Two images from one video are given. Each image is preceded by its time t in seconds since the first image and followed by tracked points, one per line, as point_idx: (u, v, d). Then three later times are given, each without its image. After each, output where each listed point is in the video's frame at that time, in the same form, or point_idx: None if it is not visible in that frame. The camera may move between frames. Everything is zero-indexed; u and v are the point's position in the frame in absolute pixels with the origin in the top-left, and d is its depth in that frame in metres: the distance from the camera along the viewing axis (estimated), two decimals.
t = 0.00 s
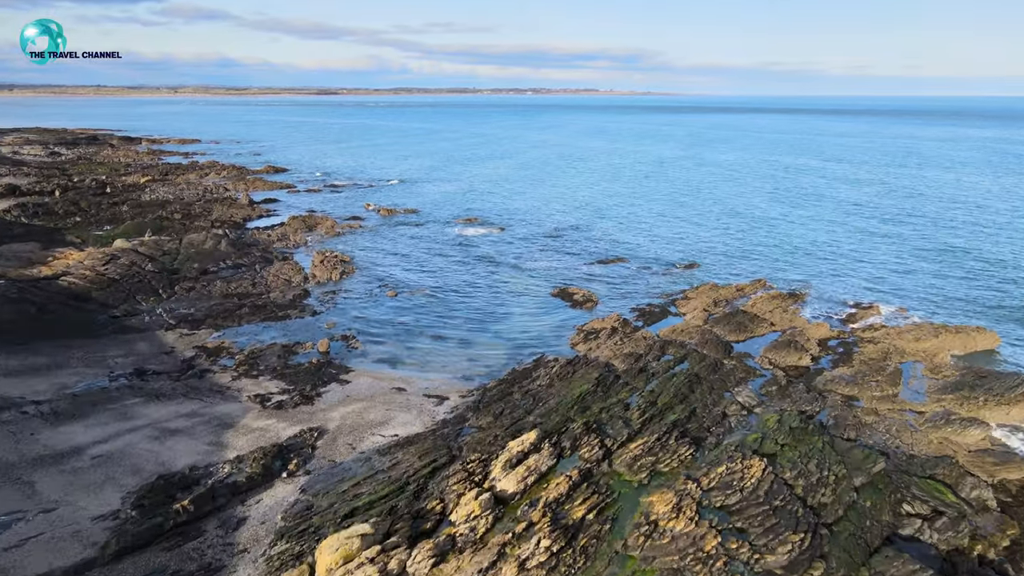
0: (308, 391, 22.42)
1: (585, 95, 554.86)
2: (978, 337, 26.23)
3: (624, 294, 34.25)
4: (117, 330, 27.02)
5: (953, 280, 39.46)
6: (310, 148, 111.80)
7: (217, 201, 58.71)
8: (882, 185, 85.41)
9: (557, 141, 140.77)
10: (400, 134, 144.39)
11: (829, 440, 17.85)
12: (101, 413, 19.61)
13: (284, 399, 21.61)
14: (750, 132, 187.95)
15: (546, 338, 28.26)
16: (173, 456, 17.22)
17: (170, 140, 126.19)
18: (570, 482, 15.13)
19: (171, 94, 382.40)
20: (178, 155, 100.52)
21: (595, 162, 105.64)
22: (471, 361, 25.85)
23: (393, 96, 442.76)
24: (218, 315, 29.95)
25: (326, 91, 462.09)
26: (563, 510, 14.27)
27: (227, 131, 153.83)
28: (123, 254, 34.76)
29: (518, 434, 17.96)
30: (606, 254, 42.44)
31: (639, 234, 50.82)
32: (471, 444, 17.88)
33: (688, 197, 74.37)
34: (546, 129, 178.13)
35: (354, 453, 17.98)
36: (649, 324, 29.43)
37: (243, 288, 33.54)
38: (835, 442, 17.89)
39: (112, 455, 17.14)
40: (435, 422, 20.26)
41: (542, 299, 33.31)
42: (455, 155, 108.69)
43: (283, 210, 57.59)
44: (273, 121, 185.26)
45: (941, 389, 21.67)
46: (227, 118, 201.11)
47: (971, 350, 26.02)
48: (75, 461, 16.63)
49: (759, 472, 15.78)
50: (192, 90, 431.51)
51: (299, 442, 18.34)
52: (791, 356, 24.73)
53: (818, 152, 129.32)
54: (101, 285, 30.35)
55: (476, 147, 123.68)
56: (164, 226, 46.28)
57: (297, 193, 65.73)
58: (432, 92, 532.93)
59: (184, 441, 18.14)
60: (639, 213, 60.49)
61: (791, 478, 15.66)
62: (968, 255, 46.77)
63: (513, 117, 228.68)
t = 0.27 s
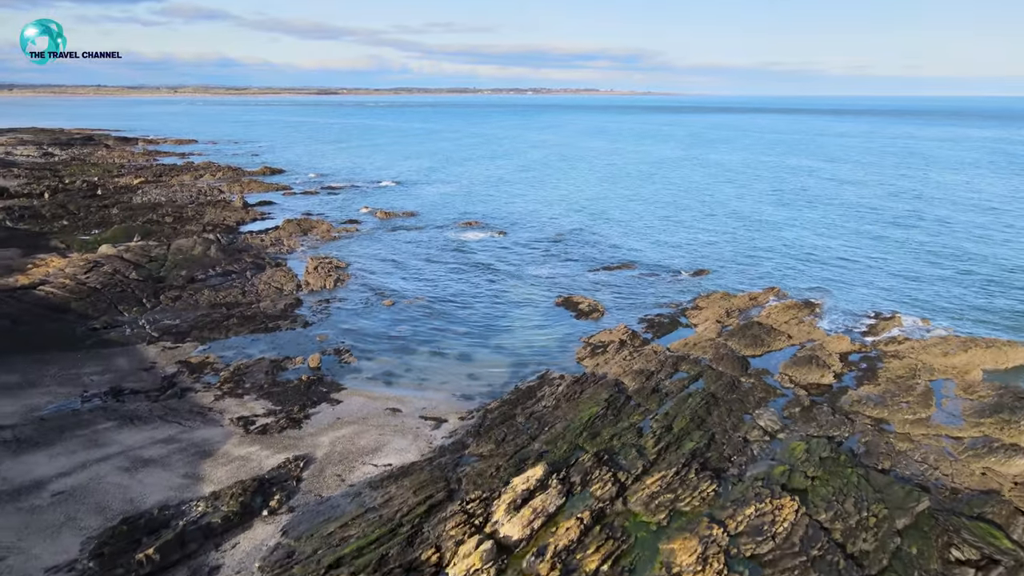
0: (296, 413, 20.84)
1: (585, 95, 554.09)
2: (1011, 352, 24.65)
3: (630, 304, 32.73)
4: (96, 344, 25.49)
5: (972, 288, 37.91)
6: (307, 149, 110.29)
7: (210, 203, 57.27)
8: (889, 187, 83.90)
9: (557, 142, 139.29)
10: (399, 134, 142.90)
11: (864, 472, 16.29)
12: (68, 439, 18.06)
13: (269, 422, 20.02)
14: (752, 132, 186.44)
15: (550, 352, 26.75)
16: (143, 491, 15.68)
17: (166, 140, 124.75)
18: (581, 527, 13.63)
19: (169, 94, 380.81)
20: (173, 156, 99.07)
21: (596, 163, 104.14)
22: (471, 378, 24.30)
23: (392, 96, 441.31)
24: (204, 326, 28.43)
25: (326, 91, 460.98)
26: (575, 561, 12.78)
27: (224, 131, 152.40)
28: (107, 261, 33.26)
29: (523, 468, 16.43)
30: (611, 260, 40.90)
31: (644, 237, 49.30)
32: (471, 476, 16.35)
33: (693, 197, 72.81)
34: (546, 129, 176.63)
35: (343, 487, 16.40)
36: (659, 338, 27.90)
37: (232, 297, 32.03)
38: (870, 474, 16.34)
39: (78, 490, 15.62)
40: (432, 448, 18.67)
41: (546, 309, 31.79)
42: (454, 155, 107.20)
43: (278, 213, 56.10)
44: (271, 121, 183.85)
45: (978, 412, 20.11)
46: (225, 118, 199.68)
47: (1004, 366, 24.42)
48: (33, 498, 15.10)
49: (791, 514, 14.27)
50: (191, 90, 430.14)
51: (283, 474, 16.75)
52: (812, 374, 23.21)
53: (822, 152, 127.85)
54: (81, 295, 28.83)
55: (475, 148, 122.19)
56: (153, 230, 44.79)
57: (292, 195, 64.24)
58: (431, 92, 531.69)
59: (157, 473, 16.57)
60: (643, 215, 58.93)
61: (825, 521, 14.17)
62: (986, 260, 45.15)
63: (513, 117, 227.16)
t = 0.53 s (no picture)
0: (282, 437, 19.28)
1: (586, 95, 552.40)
2: None
3: (639, 314, 31.15)
4: (71, 359, 23.94)
5: (994, 296, 36.38)
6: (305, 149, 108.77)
7: (202, 206, 55.73)
8: (898, 188, 82.28)
9: (558, 142, 137.74)
10: (398, 133, 141.34)
11: (907, 512, 14.77)
12: (29, 471, 16.50)
13: (252, 449, 18.46)
14: (755, 131, 184.84)
15: (556, 367, 25.17)
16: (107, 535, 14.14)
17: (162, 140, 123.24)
18: None
19: (169, 94, 379.39)
20: (169, 157, 97.57)
21: (598, 163, 102.58)
22: (472, 396, 22.74)
23: (392, 95, 439.78)
24: (189, 339, 26.87)
25: (326, 91, 459.45)
26: None
27: (222, 131, 150.94)
28: (89, 269, 31.72)
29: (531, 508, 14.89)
30: (617, 265, 39.35)
31: (650, 240, 47.72)
32: (471, 516, 14.80)
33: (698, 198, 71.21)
34: (547, 129, 175.11)
35: (330, 527, 14.78)
36: (671, 354, 26.32)
37: (220, 307, 30.47)
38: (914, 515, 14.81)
39: (36, 535, 14.06)
40: (429, 480, 17.07)
41: (550, 319, 30.22)
42: (454, 156, 105.65)
43: (273, 216, 54.58)
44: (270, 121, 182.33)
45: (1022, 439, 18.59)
46: (224, 117, 198.12)
47: None
48: None
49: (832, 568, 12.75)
50: (191, 89, 428.72)
51: (264, 513, 15.20)
52: (838, 394, 21.65)
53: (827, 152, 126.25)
54: (59, 305, 27.28)
55: (475, 148, 120.62)
56: (141, 235, 43.25)
57: (288, 197, 62.72)
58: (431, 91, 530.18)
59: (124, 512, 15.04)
60: (649, 217, 57.35)
61: None
62: (1004, 266, 43.63)
63: (514, 117, 225.55)
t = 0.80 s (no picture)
0: (266, 467, 17.67)
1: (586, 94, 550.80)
2: None
3: (649, 325, 29.49)
4: (44, 378, 22.38)
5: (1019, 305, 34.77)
6: (303, 150, 107.23)
7: (195, 208, 54.17)
8: (908, 189, 80.59)
9: (559, 142, 136.14)
10: (398, 134, 139.71)
11: (965, 568, 13.29)
12: None
13: (232, 482, 16.86)
14: (757, 132, 183.37)
15: (563, 386, 23.53)
16: None
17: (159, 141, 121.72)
18: None
19: (168, 93, 377.89)
20: (164, 157, 96.04)
21: (600, 164, 100.97)
22: (472, 418, 21.12)
23: (392, 95, 438.38)
24: (171, 354, 25.27)
25: (325, 91, 458.06)
26: None
27: (219, 131, 149.43)
28: (69, 277, 30.16)
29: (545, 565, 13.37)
30: (624, 272, 37.73)
31: (657, 244, 46.05)
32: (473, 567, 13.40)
33: (704, 200, 69.56)
34: (548, 129, 173.46)
35: None
36: (685, 371, 24.65)
37: (206, 319, 28.87)
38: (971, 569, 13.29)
39: None
40: (427, 519, 15.45)
41: (556, 332, 28.56)
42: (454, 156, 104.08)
43: (267, 219, 53.00)
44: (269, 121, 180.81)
45: None
46: (222, 117, 196.53)
47: None
48: None
49: None
50: (190, 89, 427.10)
51: (240, 564, 13.66)
52: (870, 416, 19.97)
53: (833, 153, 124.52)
54: (34, 317, 25.69)
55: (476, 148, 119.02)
56: (129, 240, 41.66)
57: (284, 199, 61.15)
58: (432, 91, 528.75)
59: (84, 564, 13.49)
60: (654, 220, 55.67)
61: None
62: None
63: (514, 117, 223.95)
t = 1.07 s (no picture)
0: (248, 505, 16.03)
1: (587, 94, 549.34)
2: None
3: (662, 337, 27.82)
4: (13, 400, 20.75)
5: None
6: (301, 150, 105.60)
7: (186, 211, 52.56)
8: (918, 190, 78.87)
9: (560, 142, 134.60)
10: (397, 134, 138.10)
11: None
12: None
13: (210, 523, 15.24)
14: (759, 132, 181.84)
15: (572, 407, 21.84)
16: None
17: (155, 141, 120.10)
18: None
19: (166, 93, 376.23)
20: (159, 158, 94.42)
21: (602, 165, 99.37)
22: (476, 444, 19.47)
23: (392, 95, 437.07)
24: (152, 372, 23.61)
25: (325, 91, 456.56)
26: None
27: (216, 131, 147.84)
28: (48, 287, 28.53)
29: None
30: (632, 279, 36.09)
31: (666, 249, 44.37)
32: None
33: (710, 201, 67.92)
34: (549, 129, 171.90)
35: None
36: (702, 391, 22.99)
37: (192, 332, 27.20)
38: None
39: None
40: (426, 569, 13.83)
41: (563, 345, 26.88)
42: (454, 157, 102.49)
43: (261, 223, 51.35)
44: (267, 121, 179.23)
45: None
46: (220, 117, 194.90)
47: None
48: None
49: None
50: (189, 88, 425.53)
51: None
52: (908, 444, 18.29)
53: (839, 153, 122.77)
54: (6, 332, 24.07)
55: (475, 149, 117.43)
56: (116, 245, 40.02)
57: (279, 201, 59.52)
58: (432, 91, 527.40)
59: None
60: (661, 223, 54.02)
61: None
62: None
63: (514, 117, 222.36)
